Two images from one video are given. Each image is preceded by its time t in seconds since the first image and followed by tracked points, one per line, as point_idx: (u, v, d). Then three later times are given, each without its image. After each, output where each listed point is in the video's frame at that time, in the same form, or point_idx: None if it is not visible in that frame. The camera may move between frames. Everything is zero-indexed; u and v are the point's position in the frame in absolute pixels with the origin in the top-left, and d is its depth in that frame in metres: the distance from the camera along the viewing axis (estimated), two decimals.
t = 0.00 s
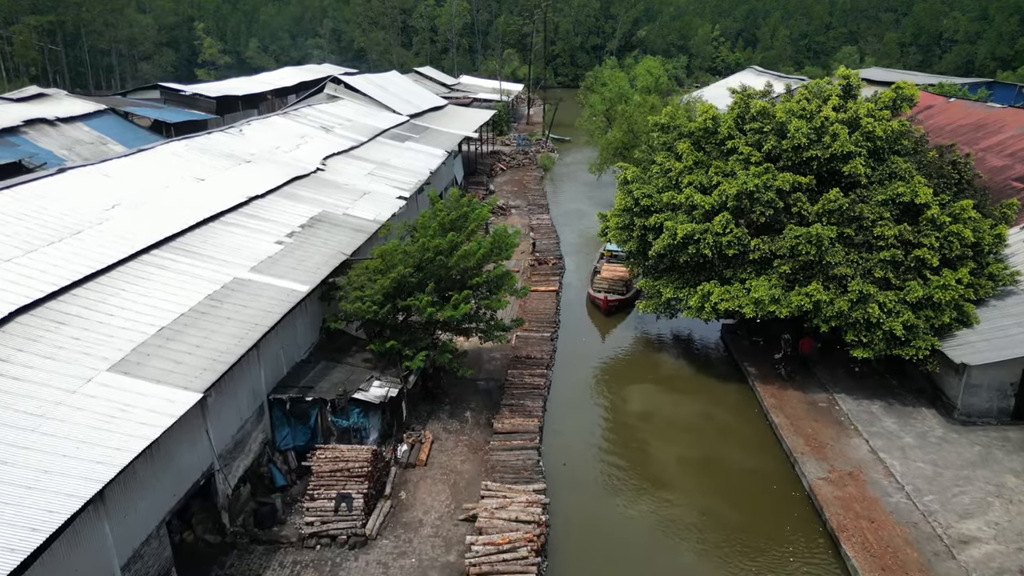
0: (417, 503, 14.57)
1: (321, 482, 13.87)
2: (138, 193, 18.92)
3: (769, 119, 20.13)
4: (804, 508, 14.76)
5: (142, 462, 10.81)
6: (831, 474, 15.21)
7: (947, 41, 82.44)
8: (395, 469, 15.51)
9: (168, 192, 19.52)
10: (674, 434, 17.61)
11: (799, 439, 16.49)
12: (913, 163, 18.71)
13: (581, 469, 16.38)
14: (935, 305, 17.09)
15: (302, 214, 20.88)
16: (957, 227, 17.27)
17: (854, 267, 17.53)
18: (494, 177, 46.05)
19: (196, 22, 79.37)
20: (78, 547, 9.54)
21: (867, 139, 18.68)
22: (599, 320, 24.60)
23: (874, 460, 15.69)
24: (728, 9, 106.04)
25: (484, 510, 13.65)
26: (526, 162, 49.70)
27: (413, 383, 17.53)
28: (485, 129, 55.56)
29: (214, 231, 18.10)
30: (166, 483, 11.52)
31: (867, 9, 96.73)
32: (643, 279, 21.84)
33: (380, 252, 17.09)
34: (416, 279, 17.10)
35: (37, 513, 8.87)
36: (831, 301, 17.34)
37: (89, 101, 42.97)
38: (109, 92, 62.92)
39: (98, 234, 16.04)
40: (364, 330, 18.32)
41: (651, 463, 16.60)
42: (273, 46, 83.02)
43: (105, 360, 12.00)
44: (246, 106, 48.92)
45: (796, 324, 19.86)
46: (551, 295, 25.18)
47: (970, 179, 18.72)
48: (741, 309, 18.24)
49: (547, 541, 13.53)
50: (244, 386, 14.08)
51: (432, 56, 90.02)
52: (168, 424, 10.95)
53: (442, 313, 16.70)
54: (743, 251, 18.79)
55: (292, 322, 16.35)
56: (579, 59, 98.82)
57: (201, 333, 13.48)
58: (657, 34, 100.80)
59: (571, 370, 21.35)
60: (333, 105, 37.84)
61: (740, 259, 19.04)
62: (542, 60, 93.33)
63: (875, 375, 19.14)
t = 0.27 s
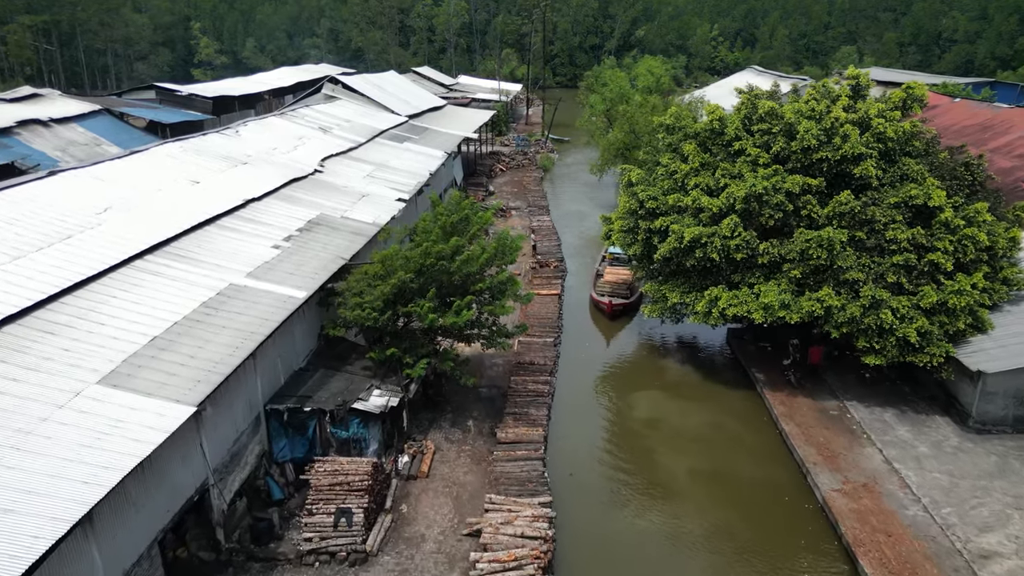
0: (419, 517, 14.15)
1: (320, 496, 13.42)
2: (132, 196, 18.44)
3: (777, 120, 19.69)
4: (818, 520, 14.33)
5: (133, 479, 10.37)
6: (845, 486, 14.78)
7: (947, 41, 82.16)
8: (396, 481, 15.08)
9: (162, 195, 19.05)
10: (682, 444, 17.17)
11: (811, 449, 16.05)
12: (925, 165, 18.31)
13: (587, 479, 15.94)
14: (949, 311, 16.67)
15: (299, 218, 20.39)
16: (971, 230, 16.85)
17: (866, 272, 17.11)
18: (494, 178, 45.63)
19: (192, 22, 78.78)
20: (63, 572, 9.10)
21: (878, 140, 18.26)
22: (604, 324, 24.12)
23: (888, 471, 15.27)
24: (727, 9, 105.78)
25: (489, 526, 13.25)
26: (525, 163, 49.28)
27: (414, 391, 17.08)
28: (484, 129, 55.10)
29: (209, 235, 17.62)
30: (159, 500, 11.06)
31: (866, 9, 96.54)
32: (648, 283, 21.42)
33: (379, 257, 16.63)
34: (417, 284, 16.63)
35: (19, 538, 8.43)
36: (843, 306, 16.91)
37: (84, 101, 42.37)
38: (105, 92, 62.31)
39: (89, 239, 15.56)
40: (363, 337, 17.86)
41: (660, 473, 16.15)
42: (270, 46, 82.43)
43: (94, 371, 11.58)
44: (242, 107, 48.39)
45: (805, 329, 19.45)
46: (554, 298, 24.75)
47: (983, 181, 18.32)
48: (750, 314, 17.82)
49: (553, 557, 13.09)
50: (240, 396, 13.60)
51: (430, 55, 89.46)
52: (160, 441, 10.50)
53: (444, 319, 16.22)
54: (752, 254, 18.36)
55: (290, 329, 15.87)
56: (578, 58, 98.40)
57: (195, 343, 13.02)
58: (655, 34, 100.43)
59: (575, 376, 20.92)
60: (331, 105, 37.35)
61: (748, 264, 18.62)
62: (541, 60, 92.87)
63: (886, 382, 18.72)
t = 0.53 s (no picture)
0: (421, 532, 13.71)
1: (318, 511, 12.95)
2: (124, 199, 17.95)
3: (785, 120, 19.26)
4: (832, 533, 13.91)
5: (122, 498, 9.90)
6: (859, 497, 14.36)
7: (945, 40, 81.88)
8: (396, 494, 14.64)
9: (155, 197, 18.54)
10: (689, 452, 16.74)
11: (823, 458, 15.63)
12: (936, 166, 17.91)
13: (593, 490, 15.51)
14: (964, 315, 16.27)
15: (296, 220, 19.91)
16: (986, 233, 16.46)
17: (878, 275, 16.68)
18: (493, 179, 45.17)
19: (188, 21, 78.17)
20: None
21: (889, 140, 17.85)
22: (609, 329, 23.63)
23: (903, 480, 14.85)
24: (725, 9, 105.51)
25: (493, 541, 12.84)
26: (524, 164, 48.83)
27: (415, 399, 16.62)
28: (483, 129, 54.66)
29: (203, 239, 17.13)
30: (150, 518, 10.59)
31: (864, 9, 96.32)
32: (653, 287, 21.00)
33: (378, 262, 16.18)
34: (417, 289, 16.17)
35: None
36: (855, 311, 16.48)
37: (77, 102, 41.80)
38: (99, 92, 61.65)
39: (79, 244, 15.06)
40: (362, 343, 17.38)
41: (667, 483, 15.73)
42: (267, 46, 81.85)
43: (82, 384, 11.10)
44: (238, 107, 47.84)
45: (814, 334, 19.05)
46: (556, 302, 24.32)
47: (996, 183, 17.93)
48: (759, 319, 17.41)
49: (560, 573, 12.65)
50: (235, 407, 13.12)
51: (428, 55, 88.95)
52: (150, 458, 10.04)
53: (445, 326, 15.75)
54: (760, 258, 17.94)
55: (287, 335, 15.40)
56: (576, 58, 97.97)
57: (188, 353, 12.54)
58: (653, 34, 100.07)
59: (579, 382, 20.49)
60: (328, 105, 36.87)
61: (757, 267, 18.20)
62: (539, 60, 92.44)
63: (898, 388, 18.30)
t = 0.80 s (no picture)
0: (421, 546, 13.25)
1: (316, 526, 12.48)
2: (113, 201, 17.42)
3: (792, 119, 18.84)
4: (846, 545, 13.51)
5: (109, 517, 9.40)
6: (873, 507, 13.95)
7: (941, 40, 81.71)
8: (396, 506, 14.17)
9: (147, 199, 18.02)
10: (696, 460, 16.32)
11: (834, 466, 15.22)
12: (946, 166, 17.56)
13: (599, 501, 15.07)
14: (977, 319, 15.90)
15: (291, 223, 19.40)
16: (999, 235, 16.11)
17: (889, 279, 16.29)
18: (490, 179, 44.71)
19: (181, 21, 77.48)
20: None
21: (898, 140, 17.47)
22: (613, 334, 23.17)
23: (917, 489, 14.45)
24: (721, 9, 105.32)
25: (497, 557, 12.40)
26: (522, 164, 48.39)
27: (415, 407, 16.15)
28: (480, 129, 54.18)
29: (195, 243, 16.62)
30: (139, 537, 10.10)
31: (860, 8, 96.19)
32: (656, 290, 20.59)
33: (376, 266, 15.73)
34: (416, 294, 15.69)
35: None
36: (866, 315, 16.07)
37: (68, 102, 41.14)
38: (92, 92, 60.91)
39: (66, 248, 14.54)
40: (360, 349, 16.90)
41: (674, 493, 15.30)
42: (261, 45, 81.21)
43: (67, 397, 10.60)
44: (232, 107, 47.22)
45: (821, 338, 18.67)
46: (556, 304, 23.88)
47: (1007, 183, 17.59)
48: (767, 323, 17.00)
49: None
50: (229, 417, 12.62)
51: (423, 55, 88.38)
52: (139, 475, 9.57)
53: (445, 333, 15.28)
54: (767, 261, 17.52)
55: (282, 342, 14.89)
56: (572, 58, 97.58)
57: (179, 362, 12.06)
58: (649, 33, 99.74)
59: (581, 387, 20.05)
60: (324, 105, 36.35)
61: (764, 270, 17.78)
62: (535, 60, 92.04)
63: (908, 393, 17.92)
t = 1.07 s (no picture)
0: (423, 561, 12.81)
1: (313, 541, 12.03)
2: (103, 203, 16.90)
3: (799, 118, 18.46)
4: (860, 556, 13.14)
5: (96, 538, 8.93)
6: (887, 516, 13.58)
7: (936, 40, 81.57)
8: (397, 518, 13.72)
9: (137, 201, 17.51)
10: (703, 469, 15.94)
11: (846, 474, 14.84)
12: (956, 166, 17.21)
13: (605, 512, 14.66)
14: (990, 323, 15.53)
15: (286, 225, 18.90)
16: (1011, 237, 15.77)
17: (899, 281, 15.92)
18: (487, 180, 44.24)
19: (173, 20, 76.73)
20: None
21: (908, 139, 17.11)
22: (614, 335, 22.80)
23: (931, 497, 14.09)
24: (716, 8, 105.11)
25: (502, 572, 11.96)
26: (518, 164, 47.94)
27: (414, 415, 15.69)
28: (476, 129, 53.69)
29: (188, 246, 16.11)
30: (129, 558, 9.63)
31: (854, 8, 96.11)
32: (659, 292, 20.20)
33: (374, 269, 15.27)
34: (416, 299, 15.23)
35: None
36: (877, 319, 15.69)
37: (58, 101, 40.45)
38: (83, 91, 60.10)
39: (53, 252, 14.01)
40: (358, 354, 16.42)
41: (682, 503, 14.92)
42: (254, 45, 80.50)
43: (53, 410, 10.11)
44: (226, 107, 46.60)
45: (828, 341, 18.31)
46: (557, 307, 23.45)
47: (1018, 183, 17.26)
48: (775, 327, 16.60)
49: None
50: (223, 428, 12.14)
51: (418, 54, 87.77)
52: (128, 494, 9.11)
53: (445, 339, 14.81)
54: (775, 263, 17.13)
55: (277, 349, 14.41)
56: (567, 58, 97.18)
57: (171, 372, 11.58)
58: (644, 33, 99.40)
59: (583, 392, 19.63)
60: (318, 104, 35.82)
61: (770, 273, 17.40)
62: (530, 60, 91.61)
63: (917, 398, 17.57)
